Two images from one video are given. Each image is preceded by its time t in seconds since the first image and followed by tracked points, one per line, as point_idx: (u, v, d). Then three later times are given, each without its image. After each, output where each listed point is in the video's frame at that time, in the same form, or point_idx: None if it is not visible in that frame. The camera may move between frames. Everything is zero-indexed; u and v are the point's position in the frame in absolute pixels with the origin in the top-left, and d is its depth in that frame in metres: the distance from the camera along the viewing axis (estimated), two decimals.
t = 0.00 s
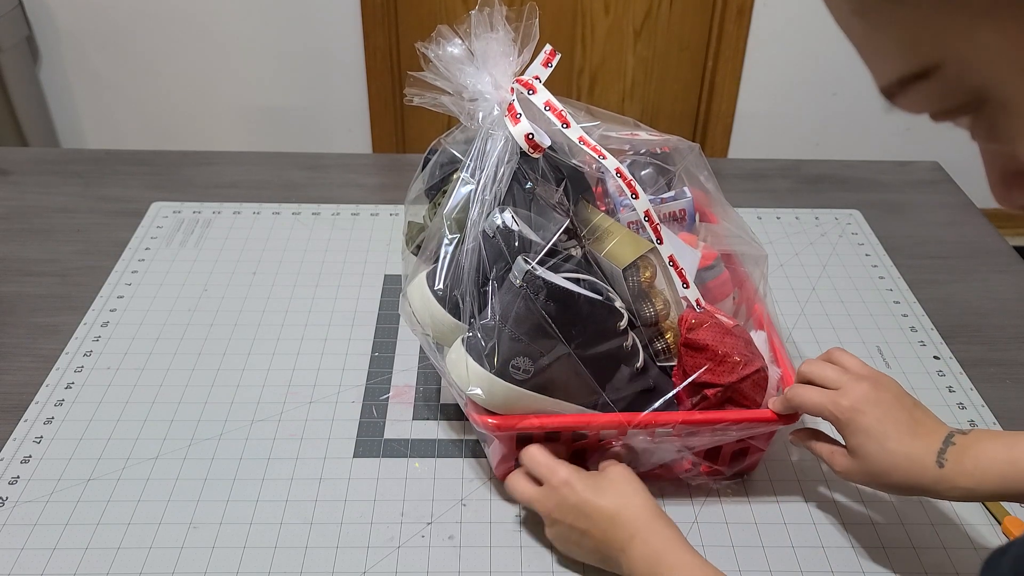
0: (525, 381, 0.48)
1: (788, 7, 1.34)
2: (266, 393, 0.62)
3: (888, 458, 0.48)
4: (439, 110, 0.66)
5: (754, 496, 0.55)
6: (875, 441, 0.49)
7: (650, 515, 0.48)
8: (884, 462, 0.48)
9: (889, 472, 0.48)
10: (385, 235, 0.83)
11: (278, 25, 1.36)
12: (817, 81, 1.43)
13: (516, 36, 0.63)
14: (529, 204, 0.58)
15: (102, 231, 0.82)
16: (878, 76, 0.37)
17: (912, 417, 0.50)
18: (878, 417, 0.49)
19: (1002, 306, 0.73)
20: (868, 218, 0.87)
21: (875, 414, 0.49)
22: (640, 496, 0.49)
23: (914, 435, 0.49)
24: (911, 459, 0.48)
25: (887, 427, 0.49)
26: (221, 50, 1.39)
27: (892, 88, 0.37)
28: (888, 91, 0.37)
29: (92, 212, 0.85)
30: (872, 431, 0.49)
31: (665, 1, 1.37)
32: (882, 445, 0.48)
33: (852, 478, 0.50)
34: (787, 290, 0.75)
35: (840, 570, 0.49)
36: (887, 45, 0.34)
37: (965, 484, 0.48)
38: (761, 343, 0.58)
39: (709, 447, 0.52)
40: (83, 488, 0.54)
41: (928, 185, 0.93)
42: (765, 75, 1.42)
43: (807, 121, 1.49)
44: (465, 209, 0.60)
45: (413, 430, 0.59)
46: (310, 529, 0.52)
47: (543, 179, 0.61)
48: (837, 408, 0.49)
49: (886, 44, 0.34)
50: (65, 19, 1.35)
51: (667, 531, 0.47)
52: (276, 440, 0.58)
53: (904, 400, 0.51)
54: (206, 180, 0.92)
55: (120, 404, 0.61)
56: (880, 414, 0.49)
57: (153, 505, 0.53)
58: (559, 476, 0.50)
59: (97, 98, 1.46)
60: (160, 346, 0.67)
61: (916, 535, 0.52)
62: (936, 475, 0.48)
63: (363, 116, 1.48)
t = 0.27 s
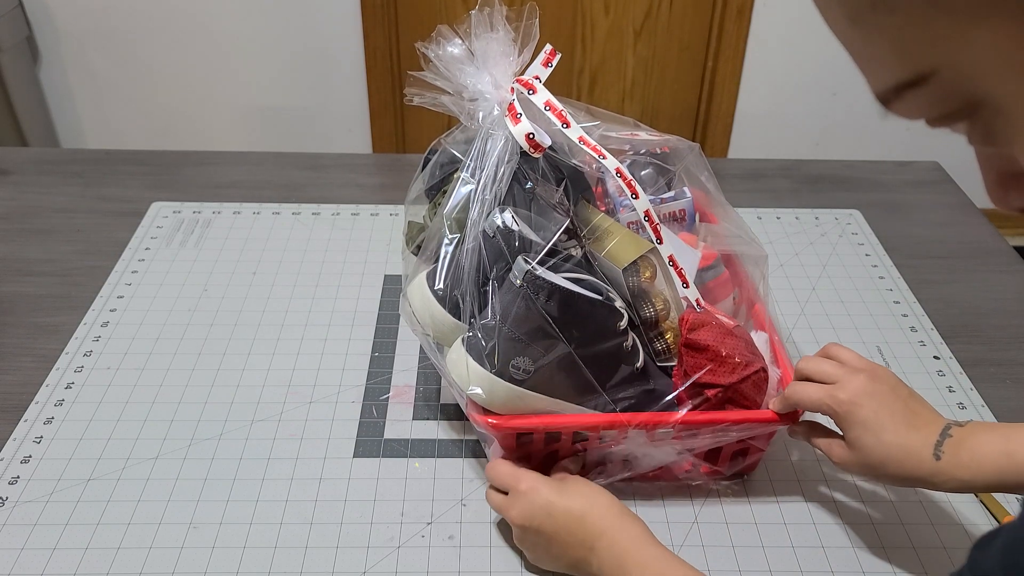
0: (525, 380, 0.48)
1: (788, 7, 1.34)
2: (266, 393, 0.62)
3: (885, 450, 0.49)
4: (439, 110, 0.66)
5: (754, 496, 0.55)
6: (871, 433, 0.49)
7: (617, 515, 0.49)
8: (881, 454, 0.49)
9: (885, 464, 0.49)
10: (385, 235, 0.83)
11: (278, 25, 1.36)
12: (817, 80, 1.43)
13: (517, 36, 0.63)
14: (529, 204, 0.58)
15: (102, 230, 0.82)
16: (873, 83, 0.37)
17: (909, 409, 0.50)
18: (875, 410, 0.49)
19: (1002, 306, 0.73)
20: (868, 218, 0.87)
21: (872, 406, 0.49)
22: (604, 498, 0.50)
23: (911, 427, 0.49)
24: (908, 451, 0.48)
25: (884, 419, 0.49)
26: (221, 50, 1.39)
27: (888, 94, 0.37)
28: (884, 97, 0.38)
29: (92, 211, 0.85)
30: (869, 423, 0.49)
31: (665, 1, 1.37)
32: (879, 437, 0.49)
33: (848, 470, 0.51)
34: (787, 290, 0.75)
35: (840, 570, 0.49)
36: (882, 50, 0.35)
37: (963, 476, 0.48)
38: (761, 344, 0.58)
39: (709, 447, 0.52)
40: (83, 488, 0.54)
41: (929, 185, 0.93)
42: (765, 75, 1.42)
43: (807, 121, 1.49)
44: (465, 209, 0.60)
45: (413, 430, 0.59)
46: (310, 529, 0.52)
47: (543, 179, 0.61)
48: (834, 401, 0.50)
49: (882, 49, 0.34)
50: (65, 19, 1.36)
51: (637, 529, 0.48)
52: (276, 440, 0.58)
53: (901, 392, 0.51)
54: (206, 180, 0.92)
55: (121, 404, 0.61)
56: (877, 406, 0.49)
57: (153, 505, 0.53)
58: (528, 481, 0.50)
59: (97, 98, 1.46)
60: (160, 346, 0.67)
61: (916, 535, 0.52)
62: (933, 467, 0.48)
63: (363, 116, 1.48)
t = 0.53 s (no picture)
0: (526, 381, 0.48)
1: (788, 7, 1.34)
2: (266, 392, 0.62)
3: (885, 451, 0.48)
4: (439, 110, 0.66)
5: (754, 496, 0.55)
6: (872, 434, 0.49)
7: (734, 519, 0.46)
8: (881, 454, 0.49)
9: (885, 464, 0.49)
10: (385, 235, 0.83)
11: (279, 26, 1.36)
12: (818, 80, 1.43)
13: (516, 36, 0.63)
14: (529, 204, 0.58)
15: (102, 231, 0.82)
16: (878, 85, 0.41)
17: (910, 408, 0.50)
18: (876, 410, 0.49)
19: (1003, 306, 0.73)
20: (868, 218, 0.87)
21: (872, 406, 0.49)
22: (719, 495, 0.47)
23: (911, 427, 0.49)
24: (908, 452, 0.48)
25: (884, 419, 0.49)
26: (221, 50, 1.39)
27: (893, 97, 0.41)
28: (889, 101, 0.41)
29: (92, 212, 0.85)
30: (870, 424, 0.49)
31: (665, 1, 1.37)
32: (880, 438, 0.48)
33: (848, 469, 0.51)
34: (787, 290, 0.75)
35: (840, 570, 0.49)
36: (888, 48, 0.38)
37: (962, 477, 0.48)
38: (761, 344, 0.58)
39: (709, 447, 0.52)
40: (83, 488, 0.55)
41: (929, 184, 0.93)
42: (766, 75, 1.42)
43: (807, 121, 1.49)
44: (465, 209, 0.60)
45: (413, 430, 0.59)
46: (311, 529, 0.52)
47: (543, 179, 0.61)
48: (834, 402, 0.49)
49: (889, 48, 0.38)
50: (65, 20, 1.36)
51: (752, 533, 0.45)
52: (276, 440, 0.58)
53: (902, 392, 0.51)
54: (206, 180, 0.92)
55: (121, 404, 0.61)
56: (878, 406, 0.49)
57: (154, 505, 0.53)
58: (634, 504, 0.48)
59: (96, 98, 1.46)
60: (160, 346, 0.67)
61: (915, 535, 0.52)
62: (934, 468, 0.48)
63: (363, 116, 1.48)
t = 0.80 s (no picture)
0: (526, 380, 0.48)
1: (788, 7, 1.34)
2: (266, 392, 0.62)
3: (885, 450, 0.48)
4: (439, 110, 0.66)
5: (754, 496, 0.54)
6: (872, 434, 0.48)
7: (863, 502, 0.46)
8: (880, 454, 0.48)
9: (885, 464, 0.49)
10: (385, 235, 0.83)
11: (279, 25, 1.36)
12: (818, 80, 1.43)
13: (516, 36, 0.63)
14: (529, 204, 0.58)
15: (102, 231, 0.82)
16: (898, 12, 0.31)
17: (909, 408, 0.50)
18: (875, 410, 0.49)
19: (1004, 306, 0.73)
20: (868, 218, 0.87)
21: (872, 406, 0.49)
22: (857, 476, 0.47)
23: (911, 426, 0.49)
24: (908, 451, 0.48)
25: (884, 419, 0.49)
26: (221, 50, 1.39)
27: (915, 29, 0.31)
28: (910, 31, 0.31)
29: (92, 212, 0.85)
30: (870, 424, 0.49)
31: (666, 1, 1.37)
32: (880, 438, 0.48)
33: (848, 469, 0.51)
34: (787, 290, 0.75)
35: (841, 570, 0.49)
36: None
37: (963, 475, 0.48)
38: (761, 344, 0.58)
39: (710, 446, 0.52)
40: (83, 488, 0.54)
41: (929, 184, 0.93)
42: (766, 74, 1.42)
43: (807, 121, 1.49)
44: (465, 209, 0.60)
45: (413, 430, 0.59)
46: (310, 529, 0.52)
47: (543, 179, 0.61)
48: (834, 402, 0.50)
49: None
50: (65, 19, 1.36)
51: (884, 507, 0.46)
52: (276, 440, 0.58)
53: (902, 390, 0.51)
54: (206, 180, 0.92)
55: (121, 404, 0.61)
56: (877, 405, 0.49)
57: (154, 505, 0.53)
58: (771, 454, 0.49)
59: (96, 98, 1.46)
60: (160, 346, 0.67)
61: (915, 535, 0.52)
62: (934, 468, 0.48)
63: (363, 116, 1.48)
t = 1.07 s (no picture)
0: (525, 381, 0.48)
1: (788, 6, 1.34)
2: (266, 392, 0.63)
3: (917, 427, 0.43)
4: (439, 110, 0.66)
5: (754, 496, 0.55)
6: (905, 407, 0.44)
7: None
8: (912, 429, 0.43)
9: (918, 445, 0.43)
10: (385, 234, 0.83)
11: (279, 25, 1.36)
12: (818, 80, 1.43)
13: (517, 36, 0.63)
14: (529, 204, 0.58)
15: (102, 231, 0.82)
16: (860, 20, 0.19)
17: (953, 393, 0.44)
18: (912, 386, 0.44)
19: (1005, 306, 0.73)
20: (868, 218, 0.87)
21: (907, 382, 0.44)
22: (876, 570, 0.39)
23: (954, 409, 0.43)
24: (946, 434, 0.42)
25: (919, 394, 0.44)
26: (221, 50, 1.39)
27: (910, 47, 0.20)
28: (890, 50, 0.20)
29: (92, 212, 0.85)
30: (901, 397, 0.44)
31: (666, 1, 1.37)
32: (910, 413, 0.43)
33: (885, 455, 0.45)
34: (787, 290, 0.75)
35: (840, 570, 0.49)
36: None
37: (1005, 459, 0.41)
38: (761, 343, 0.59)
39: (711, 447, 0.52)
40: (83, 488, 0.55)
41: (929, 185, 0.93)
42: (766, 74, 1.42)
43: (807, 121, 1.49)
44: (465, 209, 0.60)
45: (413, 430, 0.59)
46: (311, 529, 0.52)
47: (543, 178, 0.61)
48: (870, 375, 0.46)
49: None
50: (65, 19, 1.36)
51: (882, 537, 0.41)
52: (277, 440, 0.58)
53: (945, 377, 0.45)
54: (205, 180, 0.92)
55: (121, 404, 0.61)
56: (920, 386, 0.44)
57: (154, 505, 0.53)
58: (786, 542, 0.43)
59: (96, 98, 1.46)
60: (160, 346, 0.68)
61: (915, 536, 0.52)
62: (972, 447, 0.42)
63: (363, 116, 1.48)
